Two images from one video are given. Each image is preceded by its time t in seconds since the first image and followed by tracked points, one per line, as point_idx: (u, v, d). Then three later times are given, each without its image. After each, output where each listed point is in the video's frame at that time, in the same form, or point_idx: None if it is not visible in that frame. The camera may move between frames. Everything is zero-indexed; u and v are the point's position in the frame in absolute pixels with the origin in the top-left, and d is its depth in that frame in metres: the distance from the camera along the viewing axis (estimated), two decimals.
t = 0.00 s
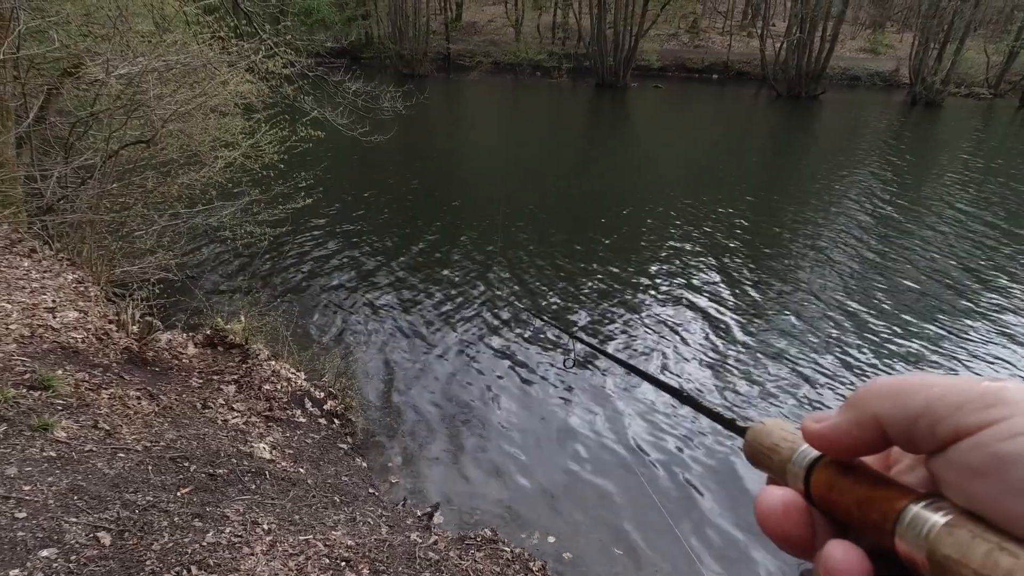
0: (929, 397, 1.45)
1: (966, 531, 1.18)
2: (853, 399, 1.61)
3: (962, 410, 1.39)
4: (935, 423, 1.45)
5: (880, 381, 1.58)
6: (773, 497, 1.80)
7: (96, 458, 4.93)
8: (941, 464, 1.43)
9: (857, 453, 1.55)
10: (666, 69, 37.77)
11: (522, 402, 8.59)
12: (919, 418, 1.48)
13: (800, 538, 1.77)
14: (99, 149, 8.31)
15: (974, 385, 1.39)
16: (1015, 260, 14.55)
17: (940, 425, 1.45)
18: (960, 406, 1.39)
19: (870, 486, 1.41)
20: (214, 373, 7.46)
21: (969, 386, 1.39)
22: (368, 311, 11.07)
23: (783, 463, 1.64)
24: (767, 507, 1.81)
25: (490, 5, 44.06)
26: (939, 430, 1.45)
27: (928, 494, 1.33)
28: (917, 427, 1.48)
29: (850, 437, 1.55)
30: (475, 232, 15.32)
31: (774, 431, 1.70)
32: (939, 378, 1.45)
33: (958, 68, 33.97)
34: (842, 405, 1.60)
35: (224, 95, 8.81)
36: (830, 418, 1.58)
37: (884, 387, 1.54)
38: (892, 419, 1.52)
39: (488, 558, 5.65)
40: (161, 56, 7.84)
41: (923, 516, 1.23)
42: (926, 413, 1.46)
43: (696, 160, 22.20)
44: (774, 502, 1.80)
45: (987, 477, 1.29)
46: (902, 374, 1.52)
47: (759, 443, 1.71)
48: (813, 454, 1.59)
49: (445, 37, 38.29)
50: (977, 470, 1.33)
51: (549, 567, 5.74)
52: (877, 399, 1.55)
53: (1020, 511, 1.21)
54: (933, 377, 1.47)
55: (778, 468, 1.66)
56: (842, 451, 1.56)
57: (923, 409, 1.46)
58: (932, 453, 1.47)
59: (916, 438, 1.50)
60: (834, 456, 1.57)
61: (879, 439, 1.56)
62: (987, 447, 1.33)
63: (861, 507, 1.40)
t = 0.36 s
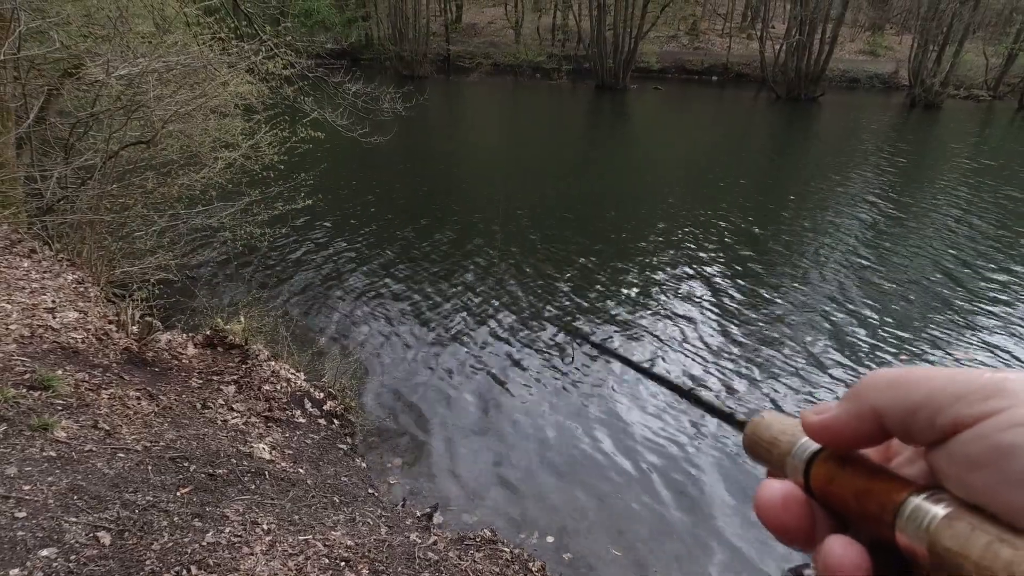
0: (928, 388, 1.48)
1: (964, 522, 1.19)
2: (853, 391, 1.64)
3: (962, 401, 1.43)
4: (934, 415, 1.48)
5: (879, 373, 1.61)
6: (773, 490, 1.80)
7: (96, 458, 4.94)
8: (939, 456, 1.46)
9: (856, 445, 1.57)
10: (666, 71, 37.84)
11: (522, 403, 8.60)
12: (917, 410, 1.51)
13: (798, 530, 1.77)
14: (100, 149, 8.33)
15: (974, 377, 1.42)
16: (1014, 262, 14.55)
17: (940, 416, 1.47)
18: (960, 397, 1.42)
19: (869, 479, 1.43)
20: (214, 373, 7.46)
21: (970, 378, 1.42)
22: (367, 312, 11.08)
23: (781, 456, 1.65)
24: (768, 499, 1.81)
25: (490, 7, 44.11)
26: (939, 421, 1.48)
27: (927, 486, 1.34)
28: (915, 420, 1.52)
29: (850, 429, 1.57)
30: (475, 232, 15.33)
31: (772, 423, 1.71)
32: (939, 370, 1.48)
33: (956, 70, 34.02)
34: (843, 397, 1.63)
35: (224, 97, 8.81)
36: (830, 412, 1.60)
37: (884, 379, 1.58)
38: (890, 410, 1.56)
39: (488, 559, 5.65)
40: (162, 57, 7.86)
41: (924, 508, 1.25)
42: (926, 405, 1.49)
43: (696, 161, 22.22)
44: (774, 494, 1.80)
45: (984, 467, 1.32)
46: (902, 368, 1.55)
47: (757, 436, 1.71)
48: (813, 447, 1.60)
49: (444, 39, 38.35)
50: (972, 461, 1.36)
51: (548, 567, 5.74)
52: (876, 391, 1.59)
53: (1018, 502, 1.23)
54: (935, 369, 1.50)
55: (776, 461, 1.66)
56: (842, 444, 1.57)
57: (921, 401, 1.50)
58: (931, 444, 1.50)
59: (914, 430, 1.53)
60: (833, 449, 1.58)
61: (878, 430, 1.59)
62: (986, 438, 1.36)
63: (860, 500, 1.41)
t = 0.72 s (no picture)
0: (913, 427, 1.47)
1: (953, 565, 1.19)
2: (844, 432, 1.65)
3: (947, 441, 1.40)
4: (921, 454, 1.46)
5: (869, 413, 1.61)
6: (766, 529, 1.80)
7: (96, 456, 4.94)
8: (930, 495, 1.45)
9: (847, 486, 1.58)
10: (666, 70, 37.84)
11: (523, 402, 8.59)
12: (904, 450, 1.49)
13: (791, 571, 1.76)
14: (99, 148, 8.33)
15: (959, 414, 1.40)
16: (1014, 263, 14.56)
17: (926, 457, 1.45)
18: (945, 435, 1.40)
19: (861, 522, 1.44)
20: (214, 371, 7.46)
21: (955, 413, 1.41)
22: (367, 311, 11.08)
23: (773, 495, 1.68)
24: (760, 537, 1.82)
25: (490, 6, 44.12)
26: (925, 460, 1.46)
27: (917, 529, 1.34)
28: (904, 460, 1.50)
29: (842, 470, 1.59)
30: (475, 232, 15.32)
31: (765, 462, 1.74)
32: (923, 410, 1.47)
33: (956, 70, 34.03)
34: (834, 440, 1.64)
35: (225, 94, 8.80)
36: (820, 455, 1.62)
37: (874, 420, 1.57)
38: (880, 451, 1.55)
39: (487, 557, 5.65)
40: (162, 54, 7.86)
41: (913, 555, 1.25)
42: (913, 443, 1.47)
43: (695, 161, 22.21)
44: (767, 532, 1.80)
45: (974, 506, 1.30)
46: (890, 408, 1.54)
47: (748, 477, 1.75)
48: (803, 488, 1.62)
49: (445, 37, 38.34)
50: (965, 495, 1.33)
51: (548, 566, 5.75)
52: (865, 432, 1.59)
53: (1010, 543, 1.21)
54: (920, 406, 1.49)
55: (767, 501, 1.70)
56: (834, 484, 1.59)
57: (908, 439, 1.48)
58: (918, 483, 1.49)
59: (904, 471, 1.51)
60: (825, 489, 1.60)
61: (869, 474, 1.58)
62: (969, 475, 1.33)
63: (852, 537, 1.45)
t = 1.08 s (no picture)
0: (913, 405, 1.56)
1: (953, 544, 1.21)
2: (839, 405, 1.71)
3: (950, 419, 1.51)
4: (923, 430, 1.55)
5: (865, 387, 1.67)
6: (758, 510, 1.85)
7: (94, 450, 4.92)
8: (930, 472, 1.55)
9: (840, 460, 1.65)
10: (663, 63, 37.70)
11: (519, 395, 8.57)
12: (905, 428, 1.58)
13: (783, 551, 1.81)
14: (93, 141, 8.25)
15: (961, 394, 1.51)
16: (1010, 256, 14.59)
17: (926, 433, 1.55)
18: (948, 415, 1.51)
19: (856, 499, 1.44)
20: (211, 365, 7.43)
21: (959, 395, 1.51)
22: (364, 304, 11.04)
23: (765, 475, 1.64)
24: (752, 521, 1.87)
25: None
26: (926, 436, 1.56)
27: (914, 506, 1.36)
28: (903, 437, 1.59)
29: (835, 443, 1.64)
30: (472, 225, 15.27)
31: (756, 440, 1.70)
32: (924, 388, 1.56)
33: (954, 62, 33.95)
34: (829, 411, 1.69)
35: (219, 87, 8.70)
36: (814, 428, 1.66)
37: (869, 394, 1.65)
38: (878, 427, 1.62)
39: (486, 550, 5.65)
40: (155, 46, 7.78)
41: (912, 530, 1.26)
42: (914, 420, 1.56)
43: (693, 154, 22.16)
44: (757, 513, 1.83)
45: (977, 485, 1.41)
46: (888, 383, 1.62)
47: (742, 456, 1.70)
48: (797, 464, 1.62)
49: (441, 29, 38.11)
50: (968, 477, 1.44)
51: (546, 559, 5.75)
52: (860, 406, 1.66)
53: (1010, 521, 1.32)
54: (919, 385, 1.57)
55: (759, 480, 1.66)
56: (826, 457, 1.63)
57: (908, 417, 1.57)
58: (918, 460, 1.59)
59: (903, 447, 1.60)
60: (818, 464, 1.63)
61: (865, 447, 1.66)
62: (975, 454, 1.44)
63: (847, 520, 1.42)
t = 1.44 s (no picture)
0: (914, 376, 1.54)
1: (950, 511, 1.24)
2: (842, 378, 1.71)
3: (949, 390, 1.49)
4: (924, 402, 1.54)
5: (868, 360, 1.67)
6: (758, 481, 1.83)
7: (103, 441, 4.94)
8: (930, 443, 1.53)
9: (840, 433, 1.66)
10: (667, 52, 37.41)
11: (521, 385, 8.58)
12: (906, 399, 1.56)
13: (784, 525, 1.79)
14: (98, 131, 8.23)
15: (962, 365, 1.48)
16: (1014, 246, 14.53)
17: (927, 404, 1.53)
18: (948, 384, 1.48)
19: (856, 469, 1.46)
20: (217, 356, 7.45)
21: (960, 366, 1.48)
22: (368, 295, 11.04)
23: (768, 447, 1.70)
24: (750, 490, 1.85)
25: None
26: (927, 409, 1.54)
27: (914, 476, 1.38)
28: (903, 409, 1.58)
29: (838, 415, 1.66)
30: (475, 216, 15.23)
31: (759, 416, 1.76)
32: (926, 359, 1.54)
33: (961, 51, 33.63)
34: (832, 385, 1.70)
35: (224, 77, 8.66)
36: (819, 400, 1.68)
37: (872, 365, 1.64)
38: (880, 399, 1.61)
39: (493, 540, 5.69)
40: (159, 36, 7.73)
41: (910, 499, 1.29)
42: (915, 393, 1.54)
43: (696, 144, 22.03)
44: (758, 484, 1.82)
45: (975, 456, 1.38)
46: (891, 356, 1.60)
47: (744, 430, 1.77)
48: (800, 436, 1.66)
49: (443, 19, 37.83)
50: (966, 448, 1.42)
51: (552, 549, 5.79)
52: (863, 379, 1.65)
53: (1006, 492, 1.30)
54: (921, 357, 1.55)
55: (762, 453, 1.72)
56: (827, 430, 1.66)
57: (909, 390, 1.55)
58: (918, 433, 1.57)
59: (903, 419, 1.59)
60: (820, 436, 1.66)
61: (867, 419, 1.65)
62: (975, 423, 1.42)
63: (848, 491, 1.44)
